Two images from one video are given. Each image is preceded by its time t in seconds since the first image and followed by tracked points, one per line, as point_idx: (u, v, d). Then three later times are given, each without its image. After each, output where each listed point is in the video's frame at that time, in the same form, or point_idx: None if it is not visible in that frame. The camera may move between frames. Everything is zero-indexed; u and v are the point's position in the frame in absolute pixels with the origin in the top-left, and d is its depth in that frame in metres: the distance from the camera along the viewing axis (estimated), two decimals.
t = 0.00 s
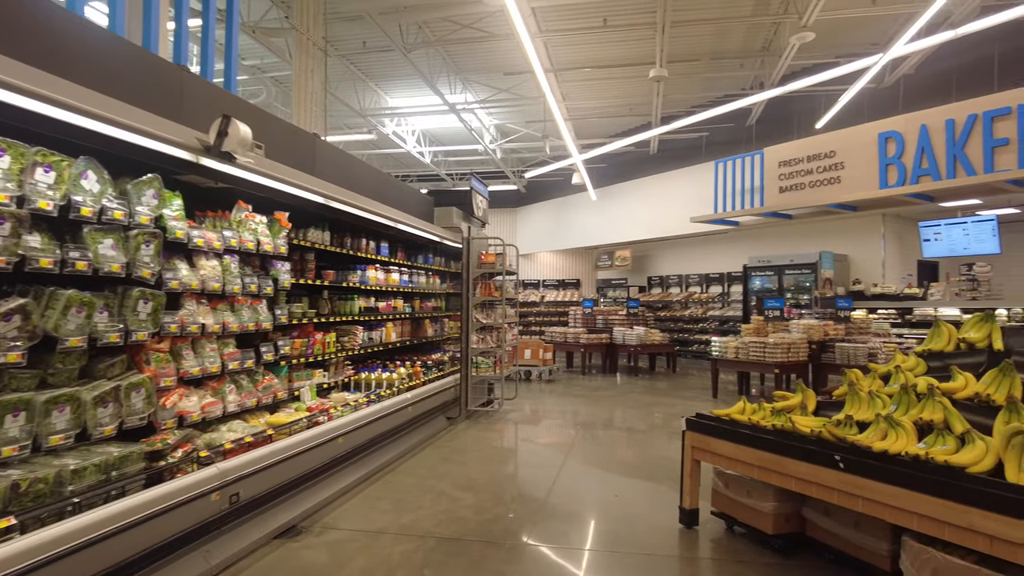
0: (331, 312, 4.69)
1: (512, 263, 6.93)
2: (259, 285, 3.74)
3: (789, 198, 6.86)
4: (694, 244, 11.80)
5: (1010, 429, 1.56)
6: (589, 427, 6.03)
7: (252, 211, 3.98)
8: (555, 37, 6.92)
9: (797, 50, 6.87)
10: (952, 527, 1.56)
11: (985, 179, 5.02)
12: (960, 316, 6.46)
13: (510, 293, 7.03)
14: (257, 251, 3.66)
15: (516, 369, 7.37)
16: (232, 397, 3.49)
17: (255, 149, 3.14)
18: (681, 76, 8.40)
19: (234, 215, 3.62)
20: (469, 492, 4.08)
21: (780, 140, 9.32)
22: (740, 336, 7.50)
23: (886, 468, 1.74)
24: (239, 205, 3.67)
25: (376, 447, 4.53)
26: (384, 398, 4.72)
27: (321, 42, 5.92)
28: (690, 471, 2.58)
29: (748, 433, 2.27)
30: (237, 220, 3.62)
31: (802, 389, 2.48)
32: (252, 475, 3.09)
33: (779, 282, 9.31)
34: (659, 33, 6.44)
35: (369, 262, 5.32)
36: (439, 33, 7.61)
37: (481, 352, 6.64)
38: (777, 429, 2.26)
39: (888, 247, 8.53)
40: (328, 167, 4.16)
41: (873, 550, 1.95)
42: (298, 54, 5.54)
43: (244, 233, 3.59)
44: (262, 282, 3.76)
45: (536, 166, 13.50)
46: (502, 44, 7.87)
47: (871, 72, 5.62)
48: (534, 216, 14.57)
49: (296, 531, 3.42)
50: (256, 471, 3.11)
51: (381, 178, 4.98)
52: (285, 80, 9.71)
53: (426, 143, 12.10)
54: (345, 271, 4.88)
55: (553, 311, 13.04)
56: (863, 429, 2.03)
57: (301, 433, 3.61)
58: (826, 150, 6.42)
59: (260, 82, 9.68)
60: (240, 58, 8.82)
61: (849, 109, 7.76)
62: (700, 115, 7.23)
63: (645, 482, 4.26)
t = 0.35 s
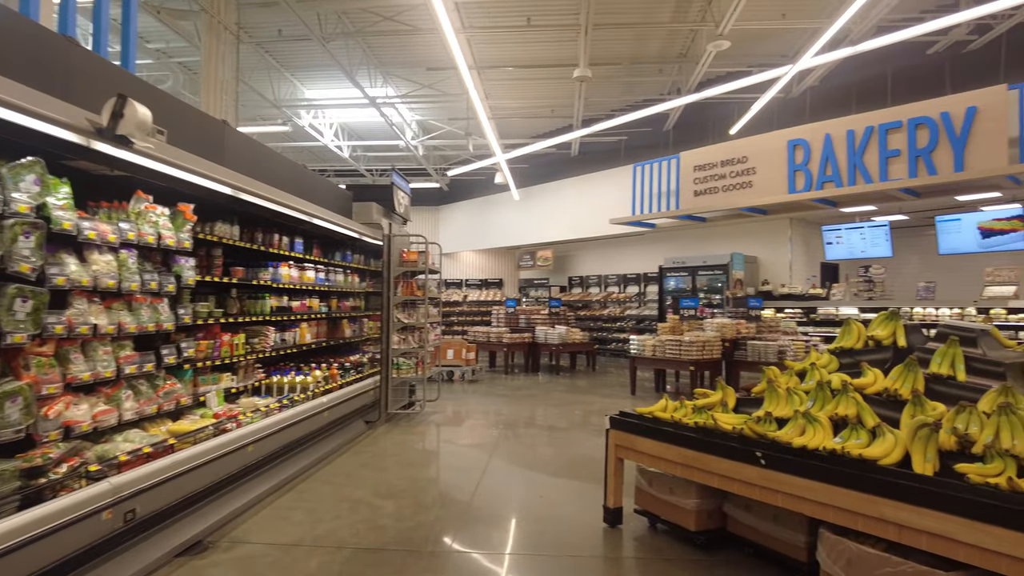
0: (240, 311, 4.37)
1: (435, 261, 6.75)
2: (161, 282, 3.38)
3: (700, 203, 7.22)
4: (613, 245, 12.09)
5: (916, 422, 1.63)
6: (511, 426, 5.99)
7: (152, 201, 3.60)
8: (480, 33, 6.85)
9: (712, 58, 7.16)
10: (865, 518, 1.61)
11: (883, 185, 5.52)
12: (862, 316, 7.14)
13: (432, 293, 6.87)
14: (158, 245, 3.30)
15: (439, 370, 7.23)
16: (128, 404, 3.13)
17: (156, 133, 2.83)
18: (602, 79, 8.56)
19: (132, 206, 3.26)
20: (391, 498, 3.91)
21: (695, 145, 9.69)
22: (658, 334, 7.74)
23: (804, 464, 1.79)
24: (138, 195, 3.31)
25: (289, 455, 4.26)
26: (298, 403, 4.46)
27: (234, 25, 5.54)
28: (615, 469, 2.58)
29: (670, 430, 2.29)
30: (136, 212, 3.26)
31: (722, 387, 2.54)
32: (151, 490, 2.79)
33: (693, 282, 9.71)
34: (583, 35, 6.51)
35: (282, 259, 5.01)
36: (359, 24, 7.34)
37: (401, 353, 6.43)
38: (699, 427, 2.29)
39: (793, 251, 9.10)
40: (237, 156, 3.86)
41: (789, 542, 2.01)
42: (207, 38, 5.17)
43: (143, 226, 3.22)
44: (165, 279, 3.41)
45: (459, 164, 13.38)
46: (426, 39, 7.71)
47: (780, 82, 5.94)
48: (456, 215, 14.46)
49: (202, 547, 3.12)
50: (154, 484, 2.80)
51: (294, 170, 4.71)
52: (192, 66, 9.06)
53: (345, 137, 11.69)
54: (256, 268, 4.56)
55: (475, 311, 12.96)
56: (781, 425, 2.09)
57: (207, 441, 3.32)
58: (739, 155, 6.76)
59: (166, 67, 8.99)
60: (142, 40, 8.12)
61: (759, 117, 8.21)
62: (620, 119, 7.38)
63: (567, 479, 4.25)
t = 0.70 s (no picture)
0: (139, 309, 3.98)
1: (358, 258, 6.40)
2: (48, 277, 2.97)
3: (622, 203, 7.34)
4: (538, 243, 12.17)
5: (837, 414, 1.67)
6: (435, 426, 5.85)
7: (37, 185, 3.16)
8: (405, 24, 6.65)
9: (635, 60, 7.31)
10: (788, 510, 1.64)
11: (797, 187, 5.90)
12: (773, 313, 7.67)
13: (354, 290, 6.59)
14: (43, 235, 2.89)
15: (360, 370, 6.96)
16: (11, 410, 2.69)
17: (38, 108, 2.47)
18: (529, 77, 8.55)
19: (12, 191, 2.82)
20: (310, 505, 3.69)
21: (618, 147, 9.88)
22: (582, 332, 7.83)
23: (731, 458, 1.80)
24: (20, 179, 2.89)
25: (196, 463, 3.92)
26: (207, 406, 4.12)
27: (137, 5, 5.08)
28: (542, 467, 2.52)
29: (597, 427, 2.27)
30: (20, 199, 2.83)
31: (648, 382, 2.52)
32: (29, 509, 2.44)
33: (615, 280, 9.93)
34: (510, 30, 6.44)
35: (189, 253, 4.62)
36: (277, 10, 6.94)
37: (320, 352, 6.08)
38: (626, 422, 2.27)
39: (709, 251, 9.48)
40: (135, 139, 3.50)
41: (714, 536, 2.02)
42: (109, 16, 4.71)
43: (27, 215, 2.81)
44: (53, 274, 3.00)
45: (382, 159, 13.01)
46: (348, 28, 7.41)
47: (699, 87, 6.13)
48: (379, 210, 14.08)
49: (96, 568, 2.77)
50: (35, 500, 2.46)
51: (201, 156, 4.36)
52: (88, 45, 8.28)
53: (261, 127, 11.08)
54: (160, 263, 4.18)
55: (399, 310, 12.67)
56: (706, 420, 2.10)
57: (102, 451, 2.97)
58: (660, 157, 6.95)
59: (59, 45, 8.17)
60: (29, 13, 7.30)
61: (679, 120, 8.50)
62: (545, 118, 7.35)
63: (495, 477, 4.18)
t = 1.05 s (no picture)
0: (42, 306, 3.58)
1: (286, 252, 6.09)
2: None
3: (560, 199, 7.32)
4: (477, 239, 12.05)
5: (784, 410, 1.65)
6: (371, 426, 5.63)
7: None
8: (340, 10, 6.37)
9: (575, 56, 7.31)
10: (736, 509, 1.61)
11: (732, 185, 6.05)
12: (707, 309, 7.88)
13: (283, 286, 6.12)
14: None
15: (291, 370, 6.62)
16: None
17: None
18: (469, 69, 8.40)
19: None
20: (238, 509, 3.43)
21: (557, 143, 9.86)
22: (523, 329, 7.78)
23: (678, 457, 1.75)
24: None
25: (107, 474, 3.57)
26: (120, 411, 3.78)
27: None
28: (483, 469, 2.41)
29: (541, 426, 2.18)
30: None
31: (591, 379, 2.43)
32: None
33: (555, 277, 9.94)
34: (450, 19, 6.27)
35: (101, 245, 4.21)
36: None
37: (247, 352, 5.74)
38: (569, 421, 2.19)
39: (645, 248, 9.65)
40: (35, 116, 3.13)
41: (660, 536, 1.97)
42: None
43: None
44: None
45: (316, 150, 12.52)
46: (279, 12, 7.04)
47: (637, 86, 6.18)
48: (312, 203, 13.55)
49: None
50: None
51: (114, 139, 3.98)
52: None
53: (185, 114, 10.42)
54: (67, 256, 3.78)
55: (334, 307, 12.22)
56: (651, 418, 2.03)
57: None
58: (598, 155, 6.99)
59: None
60: None
61: (616, 118, 8.61)
62: (485, 112, 7.20)
63: (436, 476, 4.05)
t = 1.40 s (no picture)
0: None
1: (223, 247, 5.65)
2: None
3: (510, 196, 7.09)
4: (425, 236, 11.85)
5: (743, 411, 1.62)
6: (314, 429, 5.40)
7: None
8: None
9: (524, 51, 7.25)
10: (695, 514, 1.57)
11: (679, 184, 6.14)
12: (654, 306, 8.00)
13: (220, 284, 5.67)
14: None
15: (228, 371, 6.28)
16: None
17: None
18: (415, 61, 8.21)
19: None
20: (172, 515, 3.20)
21: (506, 139, 9.77)
22: (472, 327, 7.66)
23: (636, 461, 1.69)
24: None
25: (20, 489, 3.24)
26: (35, 419, 3.45)
27: None
28: (433, 474, 2.30)
29: (493, 429, 2.08)
30: None
31: (544, 380, 2.34)
32: None
33: (504, 275, 9.86)
34: (399, 7, 6.07)
35: (15, 239, 3.84)
36: None
37: (180, 352, 5.28)
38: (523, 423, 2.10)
39: (593, 246, 9.72)
40: None
41: (617, 542, 1.91)
42: None
43: None
44: None
45: (256, 142, 11.99)
46: None
47: (586, 83, 6.17)
48: (252, 196, 12.99)
49: None
50: None
51: (30, 121, 3.62)
52: None
53: (113, 100, 9.74)
54: None
55: (275, 304, 11.74)
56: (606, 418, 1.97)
57: None
58: (547, 152, 6.94)
59: None
60: None
61: (565, 115, 8.62)
62: (433, 106, 7.01)
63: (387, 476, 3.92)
